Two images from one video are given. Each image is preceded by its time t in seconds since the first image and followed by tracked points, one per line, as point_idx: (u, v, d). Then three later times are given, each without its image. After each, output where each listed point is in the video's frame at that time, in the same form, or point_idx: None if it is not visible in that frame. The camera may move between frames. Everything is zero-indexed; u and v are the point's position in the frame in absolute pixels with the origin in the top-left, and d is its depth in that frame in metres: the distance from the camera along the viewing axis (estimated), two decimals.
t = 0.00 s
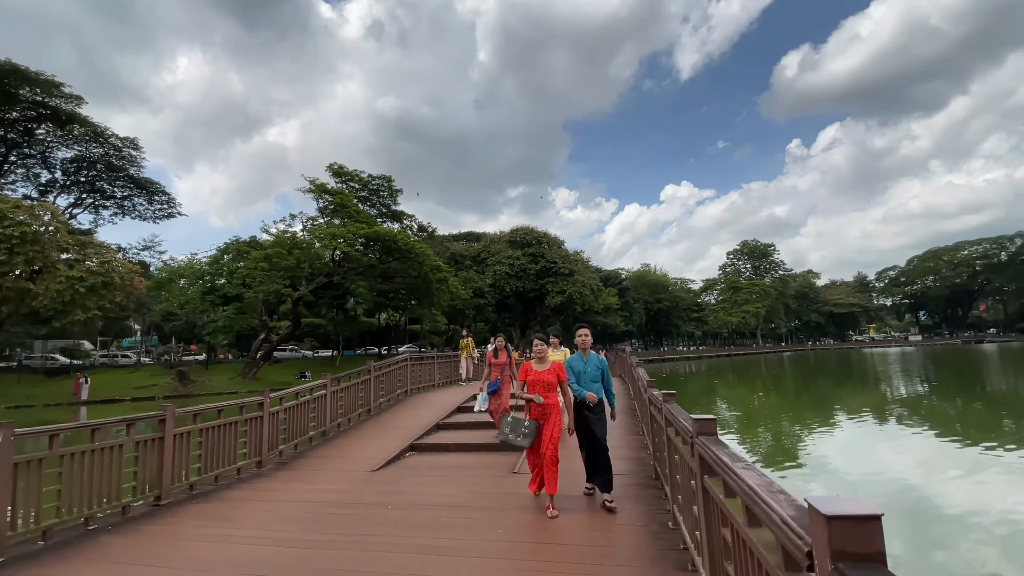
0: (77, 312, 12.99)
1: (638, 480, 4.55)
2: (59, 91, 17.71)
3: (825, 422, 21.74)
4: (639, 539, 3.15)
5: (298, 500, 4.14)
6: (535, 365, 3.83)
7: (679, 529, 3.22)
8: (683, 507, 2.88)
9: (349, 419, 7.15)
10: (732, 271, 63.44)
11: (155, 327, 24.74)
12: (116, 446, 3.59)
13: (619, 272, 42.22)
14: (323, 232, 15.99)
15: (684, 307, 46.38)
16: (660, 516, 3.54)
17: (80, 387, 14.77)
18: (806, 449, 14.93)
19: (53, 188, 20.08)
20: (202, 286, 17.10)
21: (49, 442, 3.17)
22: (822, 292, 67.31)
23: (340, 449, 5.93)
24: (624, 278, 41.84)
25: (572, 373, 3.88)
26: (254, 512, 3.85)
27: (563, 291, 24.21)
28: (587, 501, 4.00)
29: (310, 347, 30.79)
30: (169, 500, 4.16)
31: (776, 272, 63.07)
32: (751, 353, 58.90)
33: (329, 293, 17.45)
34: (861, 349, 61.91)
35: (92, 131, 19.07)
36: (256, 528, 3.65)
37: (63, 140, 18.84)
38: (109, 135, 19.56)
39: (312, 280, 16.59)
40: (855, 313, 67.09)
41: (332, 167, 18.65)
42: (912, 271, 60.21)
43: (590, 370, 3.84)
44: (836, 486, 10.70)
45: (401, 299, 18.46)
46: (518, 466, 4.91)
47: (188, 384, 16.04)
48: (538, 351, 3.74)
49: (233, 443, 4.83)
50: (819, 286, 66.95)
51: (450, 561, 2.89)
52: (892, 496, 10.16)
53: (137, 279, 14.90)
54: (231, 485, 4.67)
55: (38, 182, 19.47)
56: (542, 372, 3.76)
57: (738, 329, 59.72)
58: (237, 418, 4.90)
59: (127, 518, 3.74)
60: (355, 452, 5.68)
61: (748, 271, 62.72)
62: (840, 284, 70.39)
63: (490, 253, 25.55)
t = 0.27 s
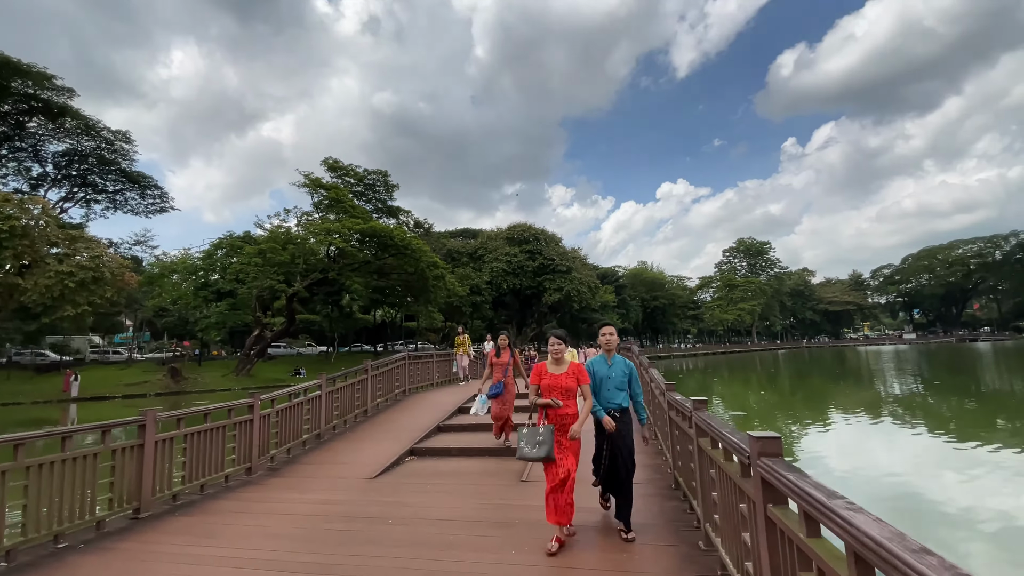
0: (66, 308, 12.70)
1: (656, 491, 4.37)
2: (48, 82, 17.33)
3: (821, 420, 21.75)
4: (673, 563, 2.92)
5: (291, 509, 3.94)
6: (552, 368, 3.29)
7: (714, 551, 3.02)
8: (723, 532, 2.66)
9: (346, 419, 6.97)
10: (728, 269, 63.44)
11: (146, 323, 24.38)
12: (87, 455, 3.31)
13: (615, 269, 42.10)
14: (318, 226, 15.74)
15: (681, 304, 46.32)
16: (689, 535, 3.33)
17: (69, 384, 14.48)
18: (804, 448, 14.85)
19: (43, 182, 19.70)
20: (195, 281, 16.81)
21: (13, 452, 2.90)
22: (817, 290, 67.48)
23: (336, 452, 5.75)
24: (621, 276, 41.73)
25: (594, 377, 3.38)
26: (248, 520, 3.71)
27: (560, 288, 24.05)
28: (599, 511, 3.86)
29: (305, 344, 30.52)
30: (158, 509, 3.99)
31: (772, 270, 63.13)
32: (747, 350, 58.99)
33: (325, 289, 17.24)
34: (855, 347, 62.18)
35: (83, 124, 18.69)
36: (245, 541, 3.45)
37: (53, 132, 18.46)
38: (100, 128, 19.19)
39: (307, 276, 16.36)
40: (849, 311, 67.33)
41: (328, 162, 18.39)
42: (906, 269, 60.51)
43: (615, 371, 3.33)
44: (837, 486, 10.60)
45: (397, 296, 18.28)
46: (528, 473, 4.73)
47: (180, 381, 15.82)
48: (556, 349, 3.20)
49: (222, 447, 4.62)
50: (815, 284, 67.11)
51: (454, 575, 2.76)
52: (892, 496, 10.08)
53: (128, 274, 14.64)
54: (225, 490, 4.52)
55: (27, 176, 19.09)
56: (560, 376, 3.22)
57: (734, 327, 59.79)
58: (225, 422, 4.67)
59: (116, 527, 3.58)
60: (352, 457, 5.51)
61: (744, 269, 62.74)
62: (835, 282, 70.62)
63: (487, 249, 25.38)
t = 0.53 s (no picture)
0: (56, 303, 12.51)
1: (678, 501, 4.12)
2: (37, 74, 17.03)
3: (818, 417, 21.72)
4: None
5: (280, 516, 3.73)
6: (568, 367, 2.93)
7: (754, 566, 2.82)
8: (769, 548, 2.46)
9: (342, 418, 6.81)
10: (725, 267, 63.42)
11: (139, 320, 24.08)
12: (48, 459, 3.05)
13: (613, 267, 41.97)
14: (314, 221, 15.52)
15: (678, 302, 46.23)
16: (723, 548, 3.14)
17: (58, 382, 14.24)
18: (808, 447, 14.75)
19: (32, 176, 19.38)
20: (188, 277, 16.57)
21: None
22: (814, 288, 67.60)
23: (331, 452, 5.57)
24: (618, 273, 41.60)
25: (622, 374, 2.97)
26: (238, 524, 3.56)
27: (558, 285, 23.89)
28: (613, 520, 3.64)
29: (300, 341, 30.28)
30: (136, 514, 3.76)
31: (769, 268, 63.18)
32: (743, 349, 59.05)
33: (320, 286, 17.10)
34: (851, 345, 62.34)
35: (73, 117, 18.39)
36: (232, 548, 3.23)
37: (43, 126, 18.16)
38: (91, 122, 18.89)
39: (303, 273, 16.16)
40: (845, 310, 67.60)
41: (324, 157, 18.16)
42: (902, 267, 60.68)
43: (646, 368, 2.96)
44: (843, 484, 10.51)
45: (393, 293, 18.10)
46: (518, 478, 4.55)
47: (173, 378, 15.61)
48: (570, 342, 2.89)
49: (206, 448, 4.35)
50: (811, 283, 67.23)
51: None
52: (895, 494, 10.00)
53: (119, 269, 14.40)
54: (217, 492, 4.38)
55: (16, 170, 18.78)
56: (580, 374, 2.86)
57: (730, 325, 59.83)
58: (209, 420, 4.37)
59: (87, 537, 3.30)
60: (348, 457, 5.32)
61: (741, 267, 62.71)
62: (832, 281, 70.90)
63: (484, 246, 25.22)
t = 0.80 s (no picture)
0: (47, 299, 12.27)
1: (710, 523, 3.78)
2: (28, 66, 16.70)
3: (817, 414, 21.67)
4: None
5: (270, 532, 3.47)
6: (603, 371, 2.23)
7: None
8: None
9: (339, 420, 6.58)
10: (723, 264, 63.33)
11: (133, 317, 23.79)
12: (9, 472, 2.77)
13: (612, 264, 41.80)
14: (310, 216, 15.27)
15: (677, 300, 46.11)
16: None
17: (50, 380, 13.97)
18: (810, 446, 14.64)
19: (24, 171, 19.07)
20: (182, 273, 16.30)
21: None
22: (812, 286, 67.64)
23: (326, 458, 5.33)
24: (617, 271, 41.45)
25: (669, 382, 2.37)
26: (224, 540, 3.33)
27: (557, 282, 23.72)
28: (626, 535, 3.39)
29: (296, 339, 30.01)
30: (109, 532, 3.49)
31: (767, 265, 63.12)
32: (741, 346, 59.04)
33: (317, 283, 16.87)
34: (849, 342, 62.44)
35: (65, 111, 18.07)
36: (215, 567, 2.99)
37: (34, 119, 17.85)
38: (84, 115, 18.57)
39: (299, 269, 15.92)
40: (843, 307, 67.69)
41: (320, 151, 17.89)
42: (900, 265, 60.78)
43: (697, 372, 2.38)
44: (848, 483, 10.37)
45: (391, 290, 17.88)
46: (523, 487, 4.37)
47: (167, 376, 15.39)
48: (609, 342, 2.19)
49: (189, 457, 4.07)
50: (809, 280, 67.26)
51: None
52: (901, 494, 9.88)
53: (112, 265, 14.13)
54: (202, 503, 4.11)
55: (7, 165, 18.47)
56: (623, 381, 2.20)
57: (729, 322, 59.79)
58: (192, 427, 4.10)
59: (52, 559, 3.01)
60: (344, 465, 5.07)
61: (739, 264, 62.64)
62: (830, 278, 70.97)
63: (483, 243, 25.02)
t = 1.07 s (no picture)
0: (39, 296, 12.08)
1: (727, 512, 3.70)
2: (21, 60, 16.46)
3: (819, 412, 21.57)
4: None
5: (263, 546, 3.30)
6: (689, 377, 1.72)
7: None
8: None
9: (339, 419, 6.43)
10: (723, 262, 63.20)
11: (130, 314, 23.60)
12: None
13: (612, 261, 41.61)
14: (309, 212, 15.09)
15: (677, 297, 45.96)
16: None
17: (44, 378, 13.81)
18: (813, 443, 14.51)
19: (18, 166, 18.85)
20: (178, 270, 16.12)
21: None
22: (812, 283, 67.55)
23: (326, 460, 5.17)
24: (617, 267, 41.27)
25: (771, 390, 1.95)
26: (212, 554, 3.16)
27: (557, 279, 23.57)
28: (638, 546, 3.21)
29: (294, 336, 29.84)
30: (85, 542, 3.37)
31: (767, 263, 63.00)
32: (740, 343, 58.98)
33: (316, 279, 16.74)
34: (848, 339, 62.42)
35: (59, 105, 17.84)
36: None
37: (28, 114, 17.63)
38: (79, 110, 18.33)
39: (297, 265, 15.76)
40: (842, 304, 67.64)
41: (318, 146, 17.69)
42: (899, 262, 60.79)
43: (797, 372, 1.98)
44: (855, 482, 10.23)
45: (390, 287, 17.71)
46: (536, 499, 4.03)
47: (164, 373, 15.18)
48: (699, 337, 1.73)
49: (172, 462, 3.89)
50: (809, 277, 67.17)
51: None
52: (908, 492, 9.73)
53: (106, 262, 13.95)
54: (188, 512, 3.93)
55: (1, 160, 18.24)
56: (716, 393, 1.66)
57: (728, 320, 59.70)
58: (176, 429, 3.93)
59: None
60: (345, 468, 4.90)
61: (739, 261, 62.53)
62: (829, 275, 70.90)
63: (483, 239, 24.85)
